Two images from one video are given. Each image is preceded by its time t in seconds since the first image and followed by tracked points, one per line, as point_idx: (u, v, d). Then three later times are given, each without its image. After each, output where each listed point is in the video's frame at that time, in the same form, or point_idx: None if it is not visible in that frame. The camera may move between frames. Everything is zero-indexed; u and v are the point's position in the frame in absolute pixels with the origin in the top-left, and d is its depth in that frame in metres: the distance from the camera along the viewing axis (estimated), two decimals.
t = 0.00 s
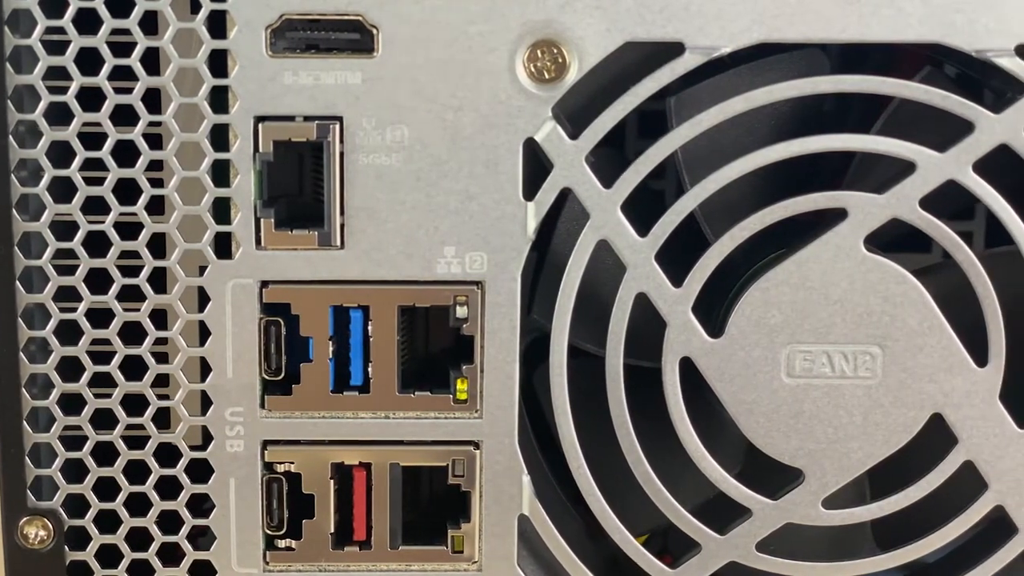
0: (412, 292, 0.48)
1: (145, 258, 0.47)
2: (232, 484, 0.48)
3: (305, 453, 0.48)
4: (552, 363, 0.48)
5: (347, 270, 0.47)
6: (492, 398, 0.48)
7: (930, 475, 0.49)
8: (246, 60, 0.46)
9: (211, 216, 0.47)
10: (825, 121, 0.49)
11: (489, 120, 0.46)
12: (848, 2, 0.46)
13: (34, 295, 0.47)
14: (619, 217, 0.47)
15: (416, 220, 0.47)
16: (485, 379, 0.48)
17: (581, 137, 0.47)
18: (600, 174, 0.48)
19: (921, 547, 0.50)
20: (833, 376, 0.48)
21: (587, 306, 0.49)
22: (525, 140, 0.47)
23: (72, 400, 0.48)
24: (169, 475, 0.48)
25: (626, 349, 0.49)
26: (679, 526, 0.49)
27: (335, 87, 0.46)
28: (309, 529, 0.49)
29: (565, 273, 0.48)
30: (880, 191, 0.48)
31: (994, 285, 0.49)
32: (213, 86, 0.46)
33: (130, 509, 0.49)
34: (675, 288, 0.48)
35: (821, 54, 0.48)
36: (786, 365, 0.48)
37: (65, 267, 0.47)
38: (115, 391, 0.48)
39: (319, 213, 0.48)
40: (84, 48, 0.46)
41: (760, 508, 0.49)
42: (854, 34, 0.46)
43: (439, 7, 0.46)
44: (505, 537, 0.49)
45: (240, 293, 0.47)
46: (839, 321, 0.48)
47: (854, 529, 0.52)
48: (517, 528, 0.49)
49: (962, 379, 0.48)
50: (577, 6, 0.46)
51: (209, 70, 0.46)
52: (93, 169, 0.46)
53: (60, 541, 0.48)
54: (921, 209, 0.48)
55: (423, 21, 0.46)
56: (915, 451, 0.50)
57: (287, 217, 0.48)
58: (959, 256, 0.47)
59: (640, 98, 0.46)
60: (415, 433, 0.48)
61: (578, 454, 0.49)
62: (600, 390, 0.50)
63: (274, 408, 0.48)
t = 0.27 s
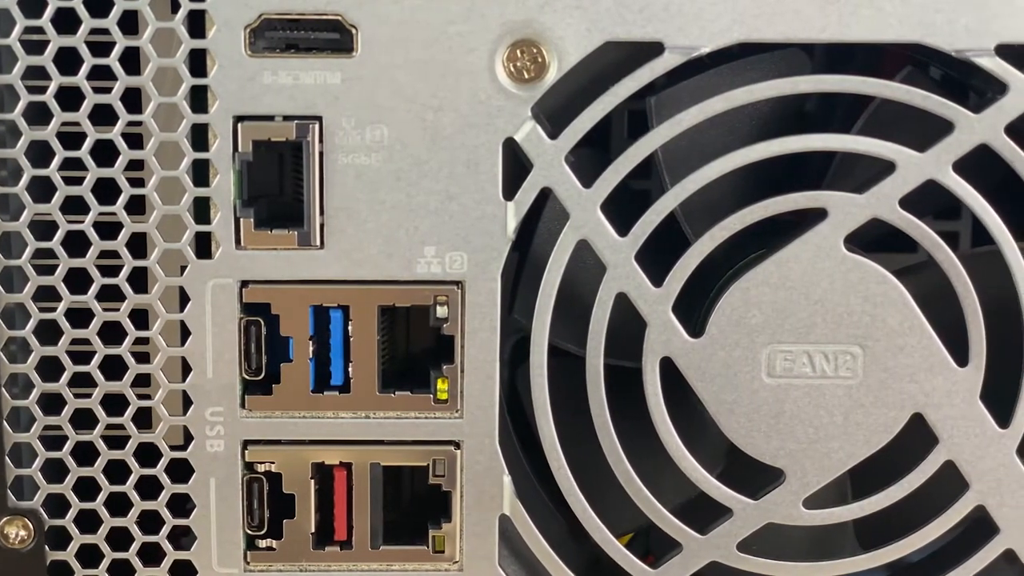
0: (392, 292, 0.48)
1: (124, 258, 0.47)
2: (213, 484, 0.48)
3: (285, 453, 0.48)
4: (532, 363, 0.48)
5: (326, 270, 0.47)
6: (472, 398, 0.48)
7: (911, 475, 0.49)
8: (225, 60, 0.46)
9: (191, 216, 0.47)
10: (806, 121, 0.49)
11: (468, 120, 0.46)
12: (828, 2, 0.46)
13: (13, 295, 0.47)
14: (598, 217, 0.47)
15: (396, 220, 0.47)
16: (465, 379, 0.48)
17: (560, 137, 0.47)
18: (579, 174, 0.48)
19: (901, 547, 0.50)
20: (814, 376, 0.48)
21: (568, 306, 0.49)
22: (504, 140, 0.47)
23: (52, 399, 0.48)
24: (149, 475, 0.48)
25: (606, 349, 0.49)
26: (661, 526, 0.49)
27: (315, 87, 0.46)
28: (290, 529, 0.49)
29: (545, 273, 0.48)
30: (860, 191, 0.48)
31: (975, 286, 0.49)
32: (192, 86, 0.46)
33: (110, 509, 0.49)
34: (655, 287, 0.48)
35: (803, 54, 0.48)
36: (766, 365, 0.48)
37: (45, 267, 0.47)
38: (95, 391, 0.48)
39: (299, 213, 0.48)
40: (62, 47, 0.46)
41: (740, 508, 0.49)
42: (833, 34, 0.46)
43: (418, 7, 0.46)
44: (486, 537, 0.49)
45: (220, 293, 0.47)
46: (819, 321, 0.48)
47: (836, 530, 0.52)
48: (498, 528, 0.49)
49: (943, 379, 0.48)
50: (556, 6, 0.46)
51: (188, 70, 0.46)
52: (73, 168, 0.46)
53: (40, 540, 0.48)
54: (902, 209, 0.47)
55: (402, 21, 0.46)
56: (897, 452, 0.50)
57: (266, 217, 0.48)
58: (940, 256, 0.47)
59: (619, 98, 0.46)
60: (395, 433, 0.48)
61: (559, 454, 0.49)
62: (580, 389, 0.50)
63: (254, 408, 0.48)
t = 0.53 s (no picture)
0: (380, 291, 0.48)
1: (111, 258, 0.47)
2: (200, 484, 0.48)
3: (272, 453, 0.48)
4: (519, 362, 0.48)
5: (313, 270, 0.47)
6: (460, 398, 0.48)
7: (899, 475, 0.49)
8: (211, 59, 0.46)
9: (178, 215, 0.47)
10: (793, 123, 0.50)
11: (455, 120, 0.46)
12: (814, 1, 0.46)
13: None
14: (585, 218, 0.47)
15: (383, 220, 0.47)
16: (452, 379, 0.48)
17: (547, 137, 0.47)
18: (566, 174, 0.48)
19: (888, 547, 0.50)
20: (801, 376, 0.48)
21: (556, 305, 0.49)
22: (491, 140, 0.47)
23: (39, 399, 0.48)
24: (136, 475, 0.48)
25: (593, 349, 0.49)
26: (648, 526, 0.49)
27: (301, 87, 0.46)
28: (277, 529, 0.49)
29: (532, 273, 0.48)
30: (847, 191, 0.48)
31: (961, 286, 0.49)
32: (179, 85, 0.46)
33: (97, 509, 0.49)
34: (642, 287, 0.48)
35: (791, 54, 0.48)
36: (753, 365, 0.48)
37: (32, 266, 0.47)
38: (82, 391, 0.47)
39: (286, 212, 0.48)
40: (49, 47, 0.46)
41: (728, 508, 0.49)
42: (820, 34, 0.46)
43: (405, 7, 0.46)
44: (473, 537, 0.49)
45: (207, 293, 0.47)
46: (807, 321, 0.48)
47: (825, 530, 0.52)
48: (486, 528, 0.49)
49: (930, 379, 0.48)
50: (543, 6, 0.46)
51: (174, 70, 0.46)
52: (59, 168, 0.46)
53: (27, 541, 0.48)
54: (889, 209, 0.47)
55: (388, 20, 0.46)
56: (885, 452, 0.50)
57: (253, 217, 0.48)
58: (927, 256, 0.47)
59: (605, 98, 0.46)
60: (382, 434, 0.48)
61: (546, 454, 0.49)
62: (567, 389, 0.50)
63: (242, 407, 0.48)
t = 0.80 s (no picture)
0: (361, 291, 0.48)
1: (92, 257, 0.47)
2: (182, 484, 0.48)
3: (254, 453, 0.48)
4: (501, 362, 0.48)
5: (295, 269, 0.47)
6: (441, 398, 0.48)
7: (882, 475, 0.49)
8: (192, 59, 0.46)
9: (159, 215, 0.47)
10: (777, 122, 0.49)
11: (436, 119, 0.46)
12: (795, 1, 0.46)
13: None
14: (567, 217, 0.47)
15: (364, 219, 0.47)
16: (434, 379, 0.48)
17: (528, 137, 0.47)
18: (549, 173, 0.48)
19: (870, 547, 0.50)
20: (783, 375, 0.48)
21: (538, 305, 0.49)
22: (472, 139, 0.47)
23: (21, 399, 0.48)
24: (117, 475, 0.48)
25: (575, 349, 0.49)
26: (631, 526, 0.49)
27: (282, 86, 0.46)
28: (259, 529, 0.49)
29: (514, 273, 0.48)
30: (829, 191, 0.48)
31: (943, 286, 0.49)
32: (159, 85, 0.46)
33: (79, 509, 0.49)
34: (624, 287, 0.48)
35: (773, 54, 0.48)
36: (735, 364, 0.48)
37: (13, 266, 0.47)
38: (63, 390, 0.47)
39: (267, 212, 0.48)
40: (30, 47, 0.46)
41: (710, 507, 0.49)
42: (801, 34, 0.46)
43: (385, 6, 0.45)
44: (456, 537, 0.49)
45: (188, 293, 0.47)
46: (789, 320, 0.48)
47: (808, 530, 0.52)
48: (468, 527, 0.49)
49: (913, 379, 0.48)
50: (523, 5, 0.46)
51: (155, 69, 0.46)
52: (40, 168, 0.46)
53: (8, 541, 0.48)
54: (871, 209, 0.47)
55: (369, 20, 0.46)
56: (868, 452, 0.50)
57: (235, 216, 0.48)
58: (908, 255, 0.47)
59: (587, 98, 0.46)
60: (364, 433, 0.48)
61: (528, 453, 0.49)
62: (549, 389, 0.50)
63: (223, 407, 0.48)
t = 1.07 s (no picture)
0: (343, 291, 0.48)
1: (73, 257, 0.47)
2: (163, 484, 0.48)
3: (235, 453, 0.48)
4: (483, 362, 0.48)
5: (276, 269, 0.47)
6: (423, 398, 0.48)
7: (863, 475, 0.49)
8: (172, 59, 0.46)
9: (140, 215, 0.47)
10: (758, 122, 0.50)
11: (417, 119, 0.46)
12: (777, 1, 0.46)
13: None
14: (548, 217, 0.47)
15: (345, 219, 0.47)
16: (416, 379, 0.48)
17: (510, 137, 0.47)
18: (529, 173, 0.48)
19: (852, 547, 0.50)
20: (765, 375, 0.48)
21: (520, 305, 0.49)
22: (454, 139, 0.47)
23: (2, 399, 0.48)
24: (99, 475, 0.48)
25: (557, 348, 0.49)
26: (613, 526, 0.49)
27: (263, 86, 0.46)
28: (241, 529, 0.49)
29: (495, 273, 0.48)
30: (811, 191, 0.48)
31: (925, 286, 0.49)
32: (140, 85, 0.46)
33: (61, 509, 0.49)
34: (606, 287, 0.48)
35: (756, 54, 0.48)
36: (717, 364, 0.48)
37: None
38: (44, 390, 0.47)
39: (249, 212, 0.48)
40: (10, 47, 0.46)
41: (692, 507, 0.49)
42: (782, 33, 0.46)
43: (366, 6, 0.45)
44: (438, 537, 0.49)
45: (169, 293, 0.47)
46: (771, 320, 0.48)
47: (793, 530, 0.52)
48: (450, 528, 0.49)
49: (895, 378, 0.48)
50: (505, 5, 0.46)
51: (136, 69, 0.46)
52: (21, 167, 0.47)
53: None
54: (852, 209, 0.47)
55: (350, 19, 0.46)
56: (850, 452, 0.50)
57: (216, 216, 0.48)
58: (891, 256, 0.47)
59: (568, 98, 0.46)
60: (346, 433, 0.48)
61: (511, 453, 0.49)
62: (531, 389, 0.50)
63: (205, 407, 0.48)
